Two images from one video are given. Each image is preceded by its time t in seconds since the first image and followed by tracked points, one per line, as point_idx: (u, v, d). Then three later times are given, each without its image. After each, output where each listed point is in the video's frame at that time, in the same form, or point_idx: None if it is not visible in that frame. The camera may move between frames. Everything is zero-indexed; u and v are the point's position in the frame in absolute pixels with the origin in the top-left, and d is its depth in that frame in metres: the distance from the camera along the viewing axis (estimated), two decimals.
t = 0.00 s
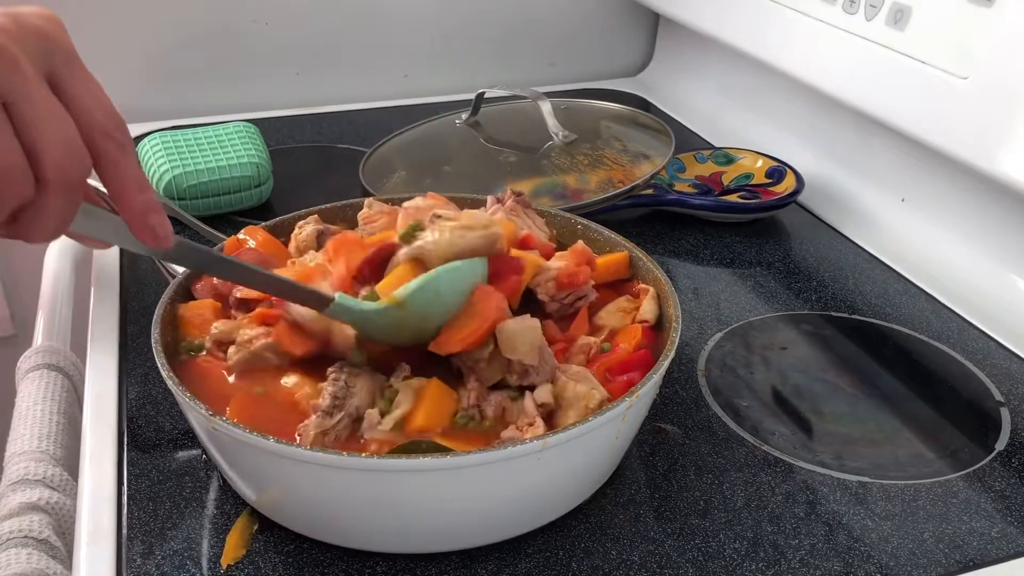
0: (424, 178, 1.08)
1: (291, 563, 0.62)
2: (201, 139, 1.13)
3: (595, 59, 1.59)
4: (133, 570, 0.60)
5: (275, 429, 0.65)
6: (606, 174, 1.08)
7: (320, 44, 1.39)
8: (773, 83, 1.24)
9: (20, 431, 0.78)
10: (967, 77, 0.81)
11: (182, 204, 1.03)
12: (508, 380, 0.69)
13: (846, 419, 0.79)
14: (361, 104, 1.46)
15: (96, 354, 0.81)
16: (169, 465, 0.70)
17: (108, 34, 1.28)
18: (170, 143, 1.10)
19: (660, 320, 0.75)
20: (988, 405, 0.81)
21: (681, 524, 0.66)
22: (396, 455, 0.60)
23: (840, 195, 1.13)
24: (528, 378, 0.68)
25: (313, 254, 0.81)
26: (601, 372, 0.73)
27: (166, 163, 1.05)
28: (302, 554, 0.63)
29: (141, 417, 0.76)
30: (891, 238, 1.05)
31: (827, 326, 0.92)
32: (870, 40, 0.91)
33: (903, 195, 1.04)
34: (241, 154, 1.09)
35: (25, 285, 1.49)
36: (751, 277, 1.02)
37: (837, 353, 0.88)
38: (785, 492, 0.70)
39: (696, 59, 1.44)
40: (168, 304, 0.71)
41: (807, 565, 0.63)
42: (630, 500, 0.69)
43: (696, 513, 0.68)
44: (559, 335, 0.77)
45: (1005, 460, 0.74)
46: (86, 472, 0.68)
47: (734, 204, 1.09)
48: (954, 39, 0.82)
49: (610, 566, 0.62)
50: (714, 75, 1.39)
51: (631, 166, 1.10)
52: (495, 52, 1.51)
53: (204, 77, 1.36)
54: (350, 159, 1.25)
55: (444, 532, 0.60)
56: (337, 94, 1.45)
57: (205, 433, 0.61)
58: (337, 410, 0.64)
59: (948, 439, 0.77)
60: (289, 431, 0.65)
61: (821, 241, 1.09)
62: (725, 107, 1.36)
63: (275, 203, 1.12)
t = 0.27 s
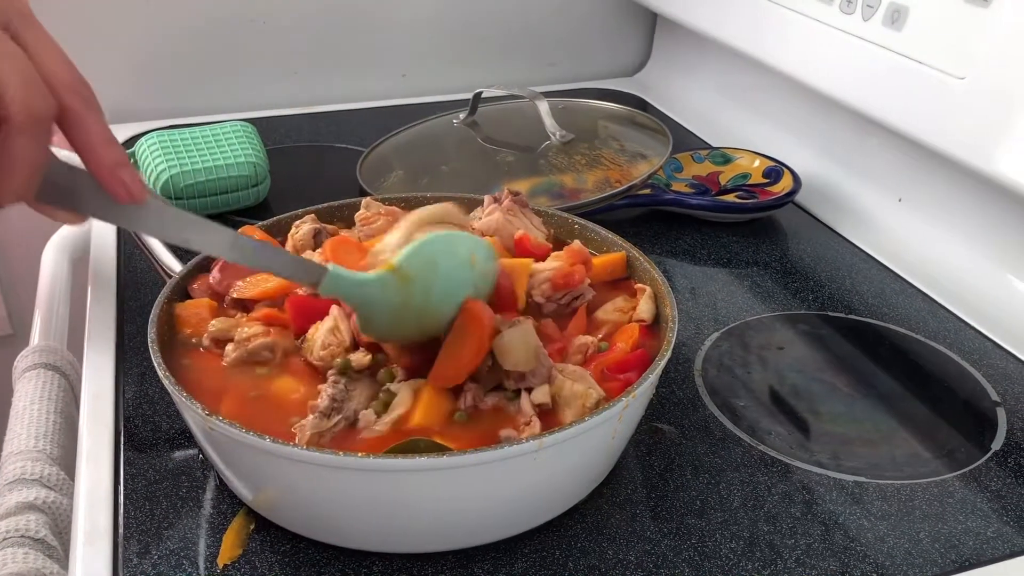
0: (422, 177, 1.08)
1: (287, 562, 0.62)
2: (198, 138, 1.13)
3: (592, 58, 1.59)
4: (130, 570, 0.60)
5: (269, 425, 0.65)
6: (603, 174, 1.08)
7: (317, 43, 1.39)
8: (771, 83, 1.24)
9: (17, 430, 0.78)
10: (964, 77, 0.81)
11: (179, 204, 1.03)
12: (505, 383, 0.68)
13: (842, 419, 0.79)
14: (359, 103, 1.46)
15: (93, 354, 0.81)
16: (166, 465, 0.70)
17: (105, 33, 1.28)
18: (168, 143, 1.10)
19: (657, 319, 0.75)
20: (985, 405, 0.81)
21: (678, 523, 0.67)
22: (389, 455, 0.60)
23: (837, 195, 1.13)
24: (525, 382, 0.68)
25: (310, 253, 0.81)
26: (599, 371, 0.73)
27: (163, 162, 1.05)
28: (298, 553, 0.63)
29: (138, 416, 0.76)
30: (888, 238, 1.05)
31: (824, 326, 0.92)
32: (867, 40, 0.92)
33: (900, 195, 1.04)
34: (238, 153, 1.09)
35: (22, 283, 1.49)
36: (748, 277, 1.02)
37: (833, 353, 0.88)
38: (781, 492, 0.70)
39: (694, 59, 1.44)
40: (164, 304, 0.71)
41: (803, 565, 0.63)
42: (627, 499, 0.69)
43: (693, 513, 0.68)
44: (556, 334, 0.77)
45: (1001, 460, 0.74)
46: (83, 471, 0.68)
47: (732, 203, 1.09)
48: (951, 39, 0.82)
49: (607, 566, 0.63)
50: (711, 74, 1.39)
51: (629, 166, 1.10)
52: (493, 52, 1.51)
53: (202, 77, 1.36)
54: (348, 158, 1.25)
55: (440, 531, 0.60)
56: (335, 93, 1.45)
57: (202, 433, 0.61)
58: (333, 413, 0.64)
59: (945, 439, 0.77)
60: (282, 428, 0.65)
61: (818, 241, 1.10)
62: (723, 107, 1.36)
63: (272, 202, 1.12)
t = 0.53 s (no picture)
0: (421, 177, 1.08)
1: (288, 562, 0.62)
2: (198, 138, 1.12)
3: (592, 58, 1.59)
4: (130, 570, 0.60)
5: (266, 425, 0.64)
6: (603, 173, 1.08)
7: (317, 43, 1.39)
8: (770, 83, 1.24)
9: (16, 429, 0.78)
10: (964, 78, 0.81)
11: (179, 203, 1.03)
12: (503, 380, 0.68)
13: (843, 419, 0.79)
14: (358, 102, 1.46)
15: (93, 353, 0.81)
16: (166, 464, 0.70)
17: (105, 32, 1.28)
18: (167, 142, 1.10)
19: (657, 318, 0.76)
20: (984, 405, 0.81)
21: (678, 523, 0.67)
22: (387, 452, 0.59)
23: (837, 195, 1.13)
24: (522, 377, 0.67)
25: (310, 253, 0.81)
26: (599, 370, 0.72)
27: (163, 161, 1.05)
28: (299, 553, 0.63)
29: (138, 415, 0.76)
30: (887, 238, 1.05)
31: (824, 326, 0.92)
32: (867, 40, 0.92)
33: (900, 196, 1.04)
34: (238, 152, 1.08)
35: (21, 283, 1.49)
36: (748, 277, 1.02)
37: (833, 353, 0.88)
38: (781, 492, 0.70)
39: (693, 59, 1.44)
40: (164, 303, 0.71)
41: (804, 565, 0.63)
42: (627, 499, 0.69)
43: (693, 513, 0.68)
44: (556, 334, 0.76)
45: (1001, 460, 0.74)
46: (82, 470, 0.67)
47: (731, 203, 1.09)
48: (951, 39, 0.82)
49: (607, 566, 0.62)
50: (711, 75, 1.39)
51: (629, 166, 1.10)
52: (493, 51, 1.51)
53: (201, 76, 1.36)
54: (347, 157, 1.24)
55: (441, 531, 0.60)
56: (334, 93, 1.45)
57: (203, 432, 0.61)
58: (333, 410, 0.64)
59: (945, 440, 0.77)
60: (279, 427, 0.64)
61: (818, 241, 1.10)
62: (722, 107, 1.36)
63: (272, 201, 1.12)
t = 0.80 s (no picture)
0: (422, 176, 1.08)
1: (288, 561, 0.62)
2: (197, 137, 1.12)
3: (593, 58, 1.59)
4: (130, 570, 0.60)
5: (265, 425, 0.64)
6: (603, 173, 1.08)
7: (317, 43, 1.39)
8: (771, 83, 1.24)
9: (15, 429, 0.78)
10: (964, 79, 0.81)
11: (179, 203, 1.03)
12: (504, 380, 0.68)
13: (842, 419, 0.79)
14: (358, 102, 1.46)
15: (93, 352, 0.81)
16: (166, 464, 0.70)
17: (104, 31, 1.28)
18: (167, 141, 1.10)
19: (657, 318, 0.76)
20: (984, 406, 0.81)
21: (678, 523, 0.67)
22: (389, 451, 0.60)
23: (837, 195, 1.13)
24: (523, 377, 0.67)
25: (312, 253, 0.81)
26: (600, 370, 0.72)
27: (163, 160, 1.05)
28: (299, 553, 0.63)
29: (138, 415, 0.76)
30: (887, 238, 1.05)
31: (824, 326, 0.92)
32: (867, 40, 0.92)
33: (900, 196, 1.04)
34: (238, 152, 1.08)
35: (20, 282, 1.49)
36: (748, 277, 1.02)
37: (833, 353, 0.88)
38: (781, 492, 0.70)
39: (693, 59, 1.44)
40: (165, 302, 0.71)
41: (803, 565, 0.63)
42: (627, 499, 0.69)
43: (693, 513, 0.68)
44: (557, 334, 0.76)
45: (1001, 460, 0.74)
46: (82, 470, 0.67)
47: (731, 203, 1.09)
48: (950, 39, 0.82)
49: (607, 566, 0.62)
50: (711, 75, 1.39)
51: (629, 166, 1.10)
52: (493, 51, 1.51)
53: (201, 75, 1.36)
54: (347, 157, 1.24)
55: (442, 530, 0.60)
56: (334, 92, 1.45)
57: (203, 432, 0.61)
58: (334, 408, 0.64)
59: (945, 440, 0.77)
60: (279, 427, 0.64)
61: (817, 241, 1.10)
62: (722, 107, 1.36)
63: (272, 201, 1.12)
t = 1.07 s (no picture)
0: (420, 175, 1.08)
1: (285, 561, 0.62)
2: (195, 135, 1.12)
3: (591, 58, 1.59)
4: (127, 569, 0.60)
5: (261, 423, 0.64)
6: (601, 172, 1.08)
7: (315, 42, 1.39)
8: (769, 82, 1.25)
9: (12, 427, 0.78)
10: (962, 78, 0.81)
11: (177, 201, 1.03)
12: (501, 379, 0.68)
13: (840, 418, 0.79)
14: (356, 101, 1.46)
15: (90, 351, 0.81)
16: (163, 463, 0.70)
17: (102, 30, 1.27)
18: (165, 140, 1.09)
19: (655, 316, 0.76)
20: (982, 405, 0.81)
21: (676, 522, 0.67)
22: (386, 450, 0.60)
23: (834, 194, 1.13)
24: (520, 376, 0.67)
25: (309, 251, 0.81)
26: (597, 369, 0.72)
27: (161, 159, 1.05)
28: (297, 552, 0.63)
29: (136, 414, 0.76)
30: (885, 237, 1.05)
31: (822, 325, 0.92)
32: (865, 40, 0.92)
33: (898, 195, 1.04)
34: (236, 150, 1.08)
35: (18, 281, 1.48)
36: (746, 276, 1.02)
37: (830, 352, 0.88)
38: (779, 491, 0.70)
39: (692, 58, 1.44)
40: (162, 301, 0.71)
41: (801, 563, 0.63)
42: (625, 498, 0.69)
43: (690, 511, 0.68)
44: (555, 333, 0.76)
45: (998, 459, 0.74)
46: (80, 469, 0.67)
47: (729, 202, 1.09)
48: (948, 38, 0.82)
49: (605, 565, 0.62)
50: (710, 74, 1.39)
51: (627, 165, 1.10)
52: (492, 50, 1.50)
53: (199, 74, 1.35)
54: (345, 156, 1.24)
55: (440, 529, 0.60)
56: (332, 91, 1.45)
57: (200, 430, 0.61)
58: (331, 407, 0.64)
59: (943, 439, 0.77)
60: (276, 426, 0.64)
61: (815, 240, 1.10)
62: (721, 106, 1.36)
63: (270, 200, 1.12)
